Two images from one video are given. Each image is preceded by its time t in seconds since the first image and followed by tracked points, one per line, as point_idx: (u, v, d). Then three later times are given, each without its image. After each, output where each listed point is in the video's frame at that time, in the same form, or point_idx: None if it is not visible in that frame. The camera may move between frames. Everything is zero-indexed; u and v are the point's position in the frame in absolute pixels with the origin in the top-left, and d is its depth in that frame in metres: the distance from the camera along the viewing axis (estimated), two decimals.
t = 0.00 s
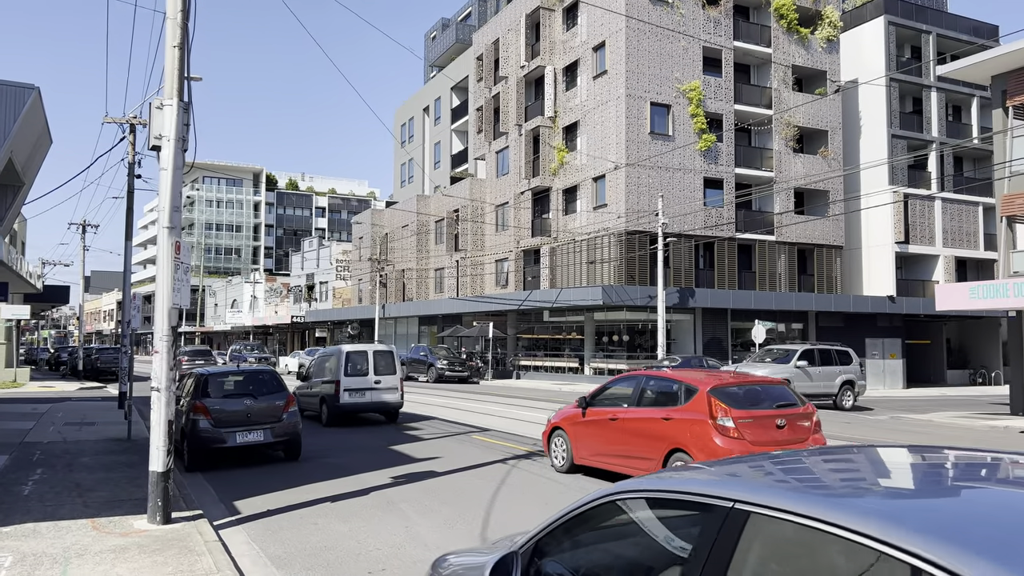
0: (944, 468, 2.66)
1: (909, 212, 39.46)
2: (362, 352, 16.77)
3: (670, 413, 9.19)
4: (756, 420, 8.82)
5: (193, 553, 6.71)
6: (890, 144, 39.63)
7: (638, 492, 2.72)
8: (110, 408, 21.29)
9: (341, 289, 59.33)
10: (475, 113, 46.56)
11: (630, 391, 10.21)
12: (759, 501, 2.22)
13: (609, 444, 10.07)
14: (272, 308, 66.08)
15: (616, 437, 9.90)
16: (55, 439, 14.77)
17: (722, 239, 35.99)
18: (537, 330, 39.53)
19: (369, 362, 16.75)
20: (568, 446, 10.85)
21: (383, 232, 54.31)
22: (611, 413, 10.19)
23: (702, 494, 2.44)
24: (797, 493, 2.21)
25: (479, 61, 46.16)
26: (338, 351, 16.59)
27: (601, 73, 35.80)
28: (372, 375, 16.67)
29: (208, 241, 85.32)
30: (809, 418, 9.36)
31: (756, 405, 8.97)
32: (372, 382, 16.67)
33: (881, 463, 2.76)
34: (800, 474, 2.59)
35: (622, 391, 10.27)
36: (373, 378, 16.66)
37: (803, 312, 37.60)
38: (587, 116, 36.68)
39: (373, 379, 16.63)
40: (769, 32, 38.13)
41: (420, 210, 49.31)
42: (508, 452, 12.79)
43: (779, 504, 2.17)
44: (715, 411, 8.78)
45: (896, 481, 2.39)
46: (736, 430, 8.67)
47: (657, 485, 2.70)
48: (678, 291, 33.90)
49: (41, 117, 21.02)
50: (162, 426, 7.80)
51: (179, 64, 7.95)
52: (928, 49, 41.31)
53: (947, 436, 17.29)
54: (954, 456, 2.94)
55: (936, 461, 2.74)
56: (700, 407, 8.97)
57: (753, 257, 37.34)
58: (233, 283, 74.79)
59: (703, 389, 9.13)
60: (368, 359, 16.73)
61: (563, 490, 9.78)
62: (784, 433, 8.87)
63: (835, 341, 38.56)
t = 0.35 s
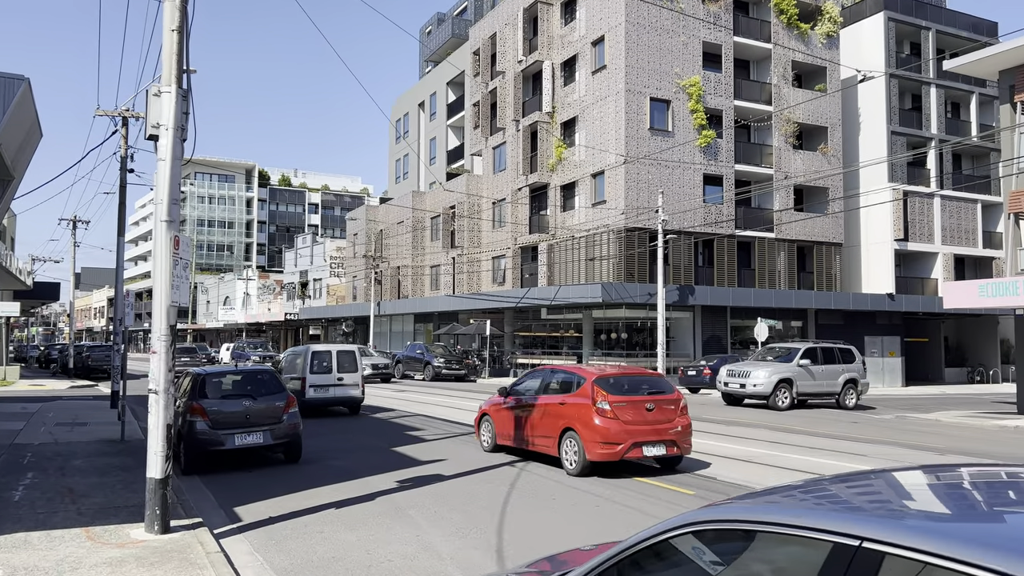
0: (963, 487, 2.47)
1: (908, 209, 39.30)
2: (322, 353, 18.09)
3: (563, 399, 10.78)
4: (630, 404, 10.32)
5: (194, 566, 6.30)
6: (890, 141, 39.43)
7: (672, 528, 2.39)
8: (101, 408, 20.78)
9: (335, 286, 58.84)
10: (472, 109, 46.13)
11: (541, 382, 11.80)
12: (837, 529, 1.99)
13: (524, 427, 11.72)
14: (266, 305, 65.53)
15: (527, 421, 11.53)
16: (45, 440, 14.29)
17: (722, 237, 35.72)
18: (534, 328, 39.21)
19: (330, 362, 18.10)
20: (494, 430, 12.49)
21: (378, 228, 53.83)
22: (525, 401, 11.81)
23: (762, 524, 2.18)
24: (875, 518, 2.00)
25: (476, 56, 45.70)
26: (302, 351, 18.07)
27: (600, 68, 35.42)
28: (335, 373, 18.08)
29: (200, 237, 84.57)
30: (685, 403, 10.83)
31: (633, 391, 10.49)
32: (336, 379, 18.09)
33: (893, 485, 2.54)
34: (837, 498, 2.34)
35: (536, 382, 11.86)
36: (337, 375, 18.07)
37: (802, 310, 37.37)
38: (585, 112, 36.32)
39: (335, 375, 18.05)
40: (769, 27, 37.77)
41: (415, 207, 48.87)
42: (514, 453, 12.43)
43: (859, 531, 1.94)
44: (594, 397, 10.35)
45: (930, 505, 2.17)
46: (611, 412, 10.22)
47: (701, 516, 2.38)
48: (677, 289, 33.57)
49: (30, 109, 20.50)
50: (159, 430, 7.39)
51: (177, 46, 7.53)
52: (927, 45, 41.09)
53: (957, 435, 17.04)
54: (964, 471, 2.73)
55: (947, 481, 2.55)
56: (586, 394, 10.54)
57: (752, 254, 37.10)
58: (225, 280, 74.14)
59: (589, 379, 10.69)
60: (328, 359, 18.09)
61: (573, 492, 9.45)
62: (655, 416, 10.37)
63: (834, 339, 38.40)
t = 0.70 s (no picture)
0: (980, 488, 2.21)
1: (895, 199, 39.33)
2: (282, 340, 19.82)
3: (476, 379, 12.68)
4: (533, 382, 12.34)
5: (183, 567, 5.93)
6: (877, 131, 39.41)
7: (717, 550, 2.20)
8: (80, 400, 20.22)
9: (319, 276, 58.17)
10: (458, 96, 45.59)
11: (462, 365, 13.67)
12: (891, 530, 1.91)
13: (449, 403, 13.58)
14: (248, 295, 64.76)
15: (451, 398, 13.40)
16: (22, 433, 13.78)
17: (710, 226, 35.58)
18: (521, 319, 38.88)
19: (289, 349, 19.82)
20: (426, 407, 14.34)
21: (363, 217, 53.20)
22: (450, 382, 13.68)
23: (808, 530, 2.03)
24: (915, 515, 1.94)
25: (462, 43, 45.12)
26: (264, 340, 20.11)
27: (589, 56, 35.03)
28: (292, 359, 19.76)
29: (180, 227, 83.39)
30: (581, 381, 12.84)
31: (535, 371, 12.52)
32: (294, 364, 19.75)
33: (903, 491, 2.28)
34: (865, 501, 2.19)
35: (459, 365, 13.72)
36: (294, 361, 19.74)
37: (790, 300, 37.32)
38: (573, 99, 35.92)
39: (292, 360, 19.70)
40: (758, 15, 37.59)
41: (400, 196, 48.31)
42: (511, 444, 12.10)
43: (919, 532, 1.86)
44: (503, 377, 12.32)
45: (959, 502, 2.05)
46: (516, 388, 12.22)
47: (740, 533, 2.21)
48: (666, 279, 33.34)
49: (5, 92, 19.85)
50: (144, 422, 6.99)
51: (162, 15, 7.08)
52: (914, 35, 41.06)
53: (952, 424, 16.94)
54: (974, 475, 2.45)
55: (956, 484, 2.29)
56: (496, 374, 12.50)
57: (740, 244, 37.00)
58: (206, 270, 73.18)
59: (499, 363, 12.61)
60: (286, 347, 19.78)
61: (574, 483, 9.15)
62: (553, 393, 12.41)
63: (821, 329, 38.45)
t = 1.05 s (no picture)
0: (979, 555, 1.94)
1: (891, 192, 39.20)
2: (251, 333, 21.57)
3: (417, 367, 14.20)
4: (466, 370, 13.86)
5: None
6: (873, 124, 39.22)
7: None
8: (69, 395, 19.72)
9: (309, 269, 57.58)
10: (451, 87, 45.07)
11: (410, 356, 15.19)
12: None
13: (396, 389, 15.10)
14: (237, 288, 64.08)
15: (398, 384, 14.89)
16: (8, 430, 13.29)
17: (707, 219, 35.33)
18: (515, 312, 38.53)
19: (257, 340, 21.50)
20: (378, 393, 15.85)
21: (355, 209, 52.64)
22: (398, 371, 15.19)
23: None
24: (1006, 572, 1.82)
25: (456, 33, 44.57)
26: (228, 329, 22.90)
27: (585, 46, 34.61)
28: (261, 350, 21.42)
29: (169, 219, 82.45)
30: (511, 370, 14.34)
31: (470, 360, 14.03)
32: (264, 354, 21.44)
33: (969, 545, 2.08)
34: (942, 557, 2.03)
35: (407, 356, 15.23)
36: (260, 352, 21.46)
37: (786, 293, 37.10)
38: (569, 90, 35.49)
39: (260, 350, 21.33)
40: (756, 6, 37.32)
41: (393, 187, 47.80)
42: (518, 443, 11.73)
43: None
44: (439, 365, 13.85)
45: None
46: (450, 375, 13.79)
47: None
48: (663, 272, 33.04)
49: None
50: (139, 423, 6.58)
51: None
52: (911, 28, 40.87)
53: (959, 420, 16.70)
54: None
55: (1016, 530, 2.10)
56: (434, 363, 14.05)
57: (737, 237, 36.79)
58: (195, 262, 72.39)
59: (438, 353, 14.14)
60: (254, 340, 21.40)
61: (587, 484, 8.80)
62: (483, 379, 13.92)
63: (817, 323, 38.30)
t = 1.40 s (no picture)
0: None
1: (895, 190, 38.98)
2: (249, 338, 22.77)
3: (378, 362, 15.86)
4: (419, 366, 15.54)
5: None
6: (878, 121, 38.95)
7: None
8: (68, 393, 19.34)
9: (308, 267, 57.16)
10: (452, 83, 44.69)
11: (373, 353, 16.83)
12: None
13: (360, 382, 16.77)
14: (235, 286, 63.67)
15: (361, 378, 16.58)
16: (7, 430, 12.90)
17: (711, 216, 35.03)
18: (518, 310, 38.18)
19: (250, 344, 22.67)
20: (344, 384, 17.51)
21: (354, 206, 52.27)
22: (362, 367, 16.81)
23: None
24: None
25: (457, 29, 44.18)
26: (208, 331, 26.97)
27: (589, 42, 34.27)
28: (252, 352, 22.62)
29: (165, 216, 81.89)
30: (463, 364, 16.03)
31: (423, 357, 15.72)
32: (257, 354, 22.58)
33: None
34: None
35: (370, 351, 16.89)
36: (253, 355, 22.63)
37: (790, 292, 36.83)
38: (572, 86, 35.13)
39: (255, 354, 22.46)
40: (760, 2, 37.02)
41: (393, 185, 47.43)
42: (534, 444, 11.41)
43: None
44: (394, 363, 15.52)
45: None
46: (406, 371, 15.46)
47: None
48: (668, 270, 32.75)
49: None
50: (152, 426, 6.22)
51: None
52: (915, 25, 40.62)
53: (975, 420, 16.43)
54: None
55: None
56: (390, 360, 15.72)
57: (741, 235, 36.49)
58: (193, 260, 71.90)
59: (397, 349, 15.81)
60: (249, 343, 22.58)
61: (614, 490, 8.46)
62: (437, 371, 15.61)
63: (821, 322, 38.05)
